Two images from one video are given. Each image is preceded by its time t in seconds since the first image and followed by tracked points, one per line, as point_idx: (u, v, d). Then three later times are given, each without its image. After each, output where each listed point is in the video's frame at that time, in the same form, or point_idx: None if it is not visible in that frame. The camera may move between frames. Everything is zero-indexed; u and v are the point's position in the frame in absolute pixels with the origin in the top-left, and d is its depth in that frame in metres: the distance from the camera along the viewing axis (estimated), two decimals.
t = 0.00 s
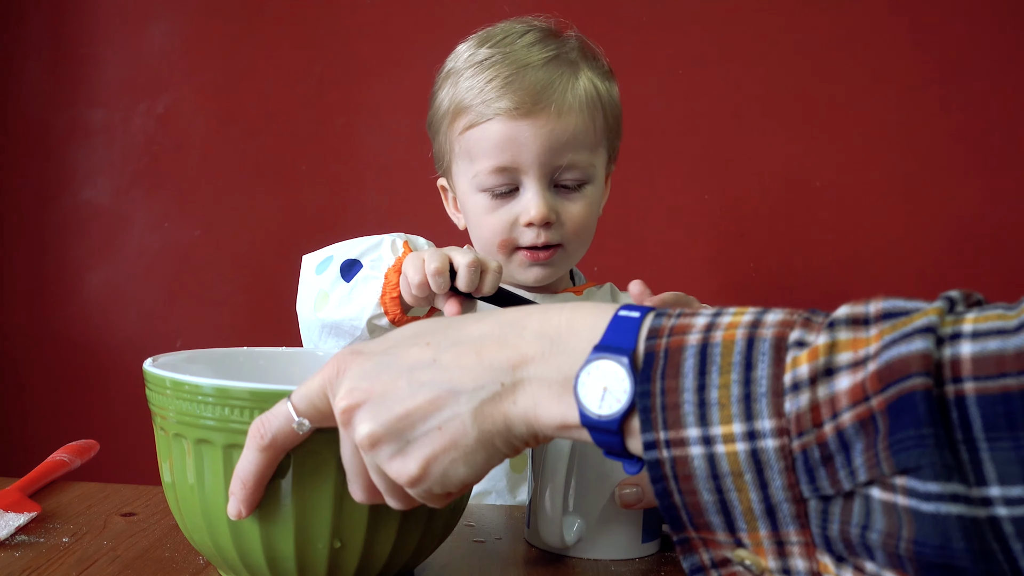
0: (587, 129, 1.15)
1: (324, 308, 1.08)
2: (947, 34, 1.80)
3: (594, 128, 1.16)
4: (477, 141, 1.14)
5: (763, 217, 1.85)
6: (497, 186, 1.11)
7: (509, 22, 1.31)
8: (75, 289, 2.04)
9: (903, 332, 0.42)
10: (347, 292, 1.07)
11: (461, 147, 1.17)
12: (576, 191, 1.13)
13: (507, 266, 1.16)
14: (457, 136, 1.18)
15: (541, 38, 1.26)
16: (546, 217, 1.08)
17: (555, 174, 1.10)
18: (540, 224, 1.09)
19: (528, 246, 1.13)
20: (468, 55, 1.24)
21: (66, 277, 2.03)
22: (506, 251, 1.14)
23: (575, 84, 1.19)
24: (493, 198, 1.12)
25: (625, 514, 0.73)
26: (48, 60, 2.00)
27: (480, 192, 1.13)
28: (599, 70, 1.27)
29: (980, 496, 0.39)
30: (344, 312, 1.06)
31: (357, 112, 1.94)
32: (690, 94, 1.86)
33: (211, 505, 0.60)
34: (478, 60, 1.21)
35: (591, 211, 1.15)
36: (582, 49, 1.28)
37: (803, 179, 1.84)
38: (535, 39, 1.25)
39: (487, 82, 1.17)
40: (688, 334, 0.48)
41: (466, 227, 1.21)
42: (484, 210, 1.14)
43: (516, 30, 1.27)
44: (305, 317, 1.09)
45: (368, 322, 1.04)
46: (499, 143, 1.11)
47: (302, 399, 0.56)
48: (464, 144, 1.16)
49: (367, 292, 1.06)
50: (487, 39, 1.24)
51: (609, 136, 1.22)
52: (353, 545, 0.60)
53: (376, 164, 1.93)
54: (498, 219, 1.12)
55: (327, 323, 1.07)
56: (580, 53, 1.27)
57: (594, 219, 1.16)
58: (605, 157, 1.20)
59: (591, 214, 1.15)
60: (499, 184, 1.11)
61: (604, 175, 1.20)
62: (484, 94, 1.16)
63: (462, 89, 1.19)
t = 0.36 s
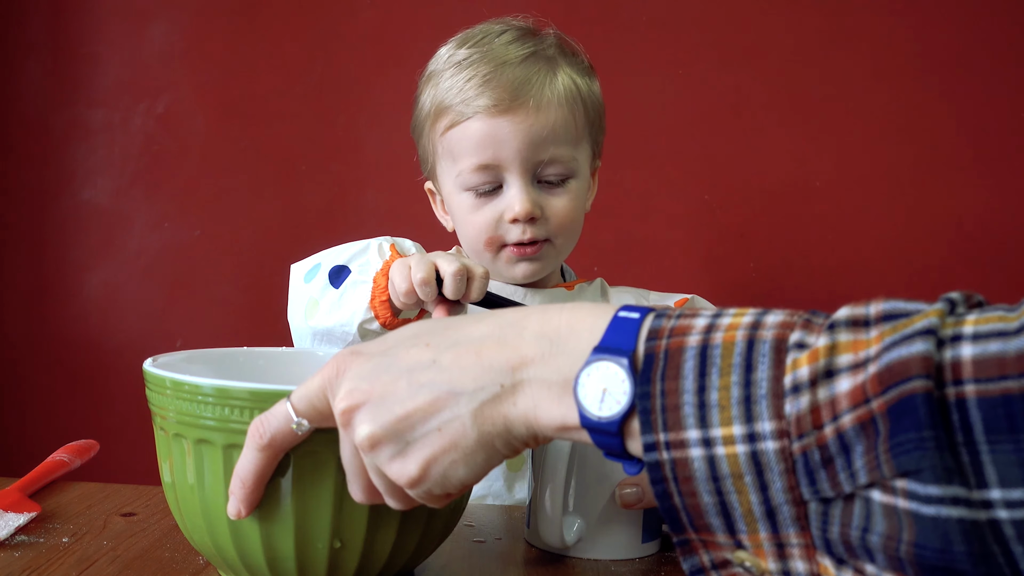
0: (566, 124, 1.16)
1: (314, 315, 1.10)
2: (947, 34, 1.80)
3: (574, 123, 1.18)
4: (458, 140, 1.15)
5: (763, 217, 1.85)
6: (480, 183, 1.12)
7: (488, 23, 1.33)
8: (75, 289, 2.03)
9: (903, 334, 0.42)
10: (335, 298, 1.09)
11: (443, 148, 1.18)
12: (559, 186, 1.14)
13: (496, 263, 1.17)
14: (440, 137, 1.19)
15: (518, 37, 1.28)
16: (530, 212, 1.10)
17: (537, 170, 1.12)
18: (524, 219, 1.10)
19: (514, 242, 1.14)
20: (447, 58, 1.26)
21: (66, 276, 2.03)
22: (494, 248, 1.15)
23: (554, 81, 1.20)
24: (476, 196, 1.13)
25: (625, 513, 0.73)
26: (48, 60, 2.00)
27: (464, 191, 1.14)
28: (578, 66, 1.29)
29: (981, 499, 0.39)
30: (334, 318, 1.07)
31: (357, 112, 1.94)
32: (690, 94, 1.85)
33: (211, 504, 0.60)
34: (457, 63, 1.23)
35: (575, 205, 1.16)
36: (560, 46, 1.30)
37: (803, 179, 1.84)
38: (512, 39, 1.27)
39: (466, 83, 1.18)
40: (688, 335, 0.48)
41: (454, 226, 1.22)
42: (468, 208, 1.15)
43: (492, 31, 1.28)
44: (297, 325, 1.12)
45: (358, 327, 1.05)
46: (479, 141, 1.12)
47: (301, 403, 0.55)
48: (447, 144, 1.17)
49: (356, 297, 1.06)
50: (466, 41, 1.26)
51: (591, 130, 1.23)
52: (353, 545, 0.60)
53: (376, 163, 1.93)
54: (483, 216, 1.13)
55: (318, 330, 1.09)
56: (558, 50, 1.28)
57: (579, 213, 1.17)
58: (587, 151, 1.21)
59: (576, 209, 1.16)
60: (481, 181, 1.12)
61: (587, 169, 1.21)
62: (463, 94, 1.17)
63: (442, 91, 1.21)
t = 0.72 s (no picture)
0: (559, 121, 1.16)
1: (304, 321, 1.10)
2: (947, 35, 1.80)
3: (568, 121, 1.18)
4: (451, 134, 1.16)
5: (762, 218, 1.85)
6: (471, 178, 1.12)
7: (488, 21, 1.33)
8: (74, 289, 2.03)
9: (909, 332, 0.42)
10: (323, 305, 1.09)
11: (437, 142, 1.19)
12: (551, 183, 1.14)
13: (489, 259, 1.17)
14: (434, 131, 1.19)
15: (516, 35, 1.28)
16: (521, 208, 1.10)
17: (528, 165, 1.11)
18: (515, 214, 1.10)
19: (506, 238, 1.14)
20: (444, 53, 1.27)
21: (65, 277, 2.03)
22: (485, 244, 1.15)
23: (549, 78, 1.20)
24: (467, 190, 1.13)
25: (625, 514, 0.73)
26: (47, 60, 1.99)
27: (456, 185, 1.15)
28: (575, 65, 1.29)
29: (985, 500, 0.38)
30: (321, 324, 1.08)
31: (357, 113, 1.94)
32: (690, 94, 1.86)
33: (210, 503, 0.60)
34: (453, 58, 1.23)
35: (569, 202, 1.16)
36: (558, 45, 1.30)
37: (802, 179, 1.84)
38: (509, 36, 1.27)
39: (461, 78, 1.19)
40: (693, 331, 0.48)
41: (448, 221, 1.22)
42: (459, 202, 1.15)
43: (490, 28, 1.29)
44: (288, 330, 1.12)
45: (345, 333, 1.06)
46: (471, 135, 1.13)
47: (298, 392, 0.54)
48: (440, 138, 1.18)
49: (342, 303, 1.07)
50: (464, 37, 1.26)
51: (586, 129, 1.23)
52: (353, 545, 0.60)
53: (376, 164, 1.93)
54: (473, 210, 1.13)
55: (307, 335, 1.09)
56: (556, 49, 1.28)
57: (572, 211, 1.17)
58: (582, 150, 1.21)
59: (569, 206, 1.16)
60: (472, 176, 1.12)
61: (582, 168, 1.21)
62: (458, 89, 1.17)
63: (437, 86, 1.21)
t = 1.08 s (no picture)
0: (561, 127, 1.16)
1: (309, 328, 1.11)
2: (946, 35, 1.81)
3: (570, 127, 1.18)
4: (455, 136, 1.16)
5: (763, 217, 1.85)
6: (474, 180, 1.12)
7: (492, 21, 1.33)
8: (74, 289, 2.03)
9: (859, 206, 0.43)
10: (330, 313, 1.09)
11: (441, 143, 1.19)
12: (553, 188, 1.13)
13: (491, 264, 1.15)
14: (437, 132, 1.19)
15: (519, 37, 1.28)
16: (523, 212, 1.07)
17: (531, 170, 1.11)
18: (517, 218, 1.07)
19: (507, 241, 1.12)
20: (446, 52, 1.27)
21: (66, 277, 2.03)
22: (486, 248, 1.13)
23: (551, 82, 1.20)
24: (470, 192, 1.13)
25: (625, 516, 0.72)
26: (47, 60, 1.99)
27: (458, 187, 1.14)
28: (577, 69, 1.29)
29: (904, 357, 0.41)
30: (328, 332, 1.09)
31: (357, 113, 1.94)
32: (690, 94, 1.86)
33: (210, 503, 0.59)
34: (456, 58, 1.24)
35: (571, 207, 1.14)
36: (561, 48, 1.30)
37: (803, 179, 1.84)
38: (513, 38, 1.27)
39: (463, 79, 1.19)
40: (661, 218, 0.49)
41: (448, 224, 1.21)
42: (461, 204, 1.14)
43: (494, 28, 1.29)
44: (291, 334, 1.12)
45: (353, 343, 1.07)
46: (476, 138, 1.13)
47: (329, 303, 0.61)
48: (443, 139, 1.18)
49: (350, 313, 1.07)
50: (469, 37, 1.26)
51: (588, 134, 1.23)
52: (353, 546, 0.60)
53: (377, 164, 1.94)
54: (474, 213, 1.11)
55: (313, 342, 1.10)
56: (559, 52, 1.28)
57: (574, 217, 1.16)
58: (584, 155, 1.20)
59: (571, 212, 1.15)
60: (475, 178, 1.12)
61: (584, 173, 1.20)
62: (461, 91, 1.17)
63: (440, 87, 1.22)
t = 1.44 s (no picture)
0: (561, 128, 1.16)
1: (313, 328, 1.11)
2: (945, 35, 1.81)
3: (569, 128, 1.18)
4: (456, 136, 1.16)
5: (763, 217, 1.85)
6: (475, 180, 1.11)
7: (492, 23, 1.33)
8: (75, 289, 2.03)
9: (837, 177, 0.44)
10: (335, 313, 1.10)
11: (441, 145, 1.19)
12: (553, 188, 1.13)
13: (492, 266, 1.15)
14: (438, 133, 1.19)
15: (519, 38, 1.28)
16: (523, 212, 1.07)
17: (531, 170, 1.11)
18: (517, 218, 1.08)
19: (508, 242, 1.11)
20: (446, 54, 1.27)
21: (66, 277, 2.03)
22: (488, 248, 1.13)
23: (550, 83, 1.20)
24: (470, 192, 1.12)
25: (625, 517, 0.72)
26: (47, 59, 1.99)
27: (459, 187, 1.14)
28: (577, 71, 1.29)
29: (881, 316, 0.40)
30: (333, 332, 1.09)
31: (357, 112, 1.94)
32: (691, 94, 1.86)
33: (210, 503, 0.60)
34: (455, 60, 1.24)
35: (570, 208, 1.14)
36: (561, 50, 1.30)
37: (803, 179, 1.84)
38: (513, 39, 1.27)
39: (463, 80, 1.19)
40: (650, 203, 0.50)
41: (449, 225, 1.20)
42: (462, 205, 1.14)
43: (494, 30, 1.29)
44: (294, 335, 1.12)
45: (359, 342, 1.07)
46: (476, 139, 1.13)
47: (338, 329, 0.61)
48: (444, 140, 1.18)
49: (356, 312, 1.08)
50: (469, 39, 1.27)
51: (588, 136, 1.23)
52: (352, 546, 0.60)
53: (377, 163, 1.94)
54: (475, 213, 1.11)
55: (317, 342, 1.11)
56: (559, 54, 1.28)
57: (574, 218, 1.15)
58: (584, 157, 1.20)
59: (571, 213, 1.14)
60: (475, 178, 1.11)
61: (584, 175, 1.19)
62: (461, 92, 1.17)
63: (440, 88, 1.22)
